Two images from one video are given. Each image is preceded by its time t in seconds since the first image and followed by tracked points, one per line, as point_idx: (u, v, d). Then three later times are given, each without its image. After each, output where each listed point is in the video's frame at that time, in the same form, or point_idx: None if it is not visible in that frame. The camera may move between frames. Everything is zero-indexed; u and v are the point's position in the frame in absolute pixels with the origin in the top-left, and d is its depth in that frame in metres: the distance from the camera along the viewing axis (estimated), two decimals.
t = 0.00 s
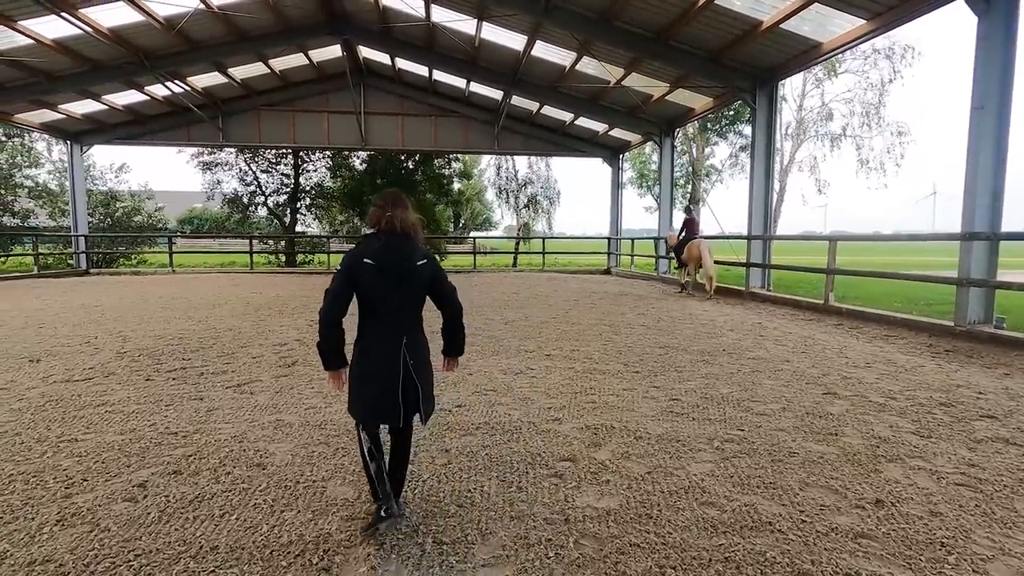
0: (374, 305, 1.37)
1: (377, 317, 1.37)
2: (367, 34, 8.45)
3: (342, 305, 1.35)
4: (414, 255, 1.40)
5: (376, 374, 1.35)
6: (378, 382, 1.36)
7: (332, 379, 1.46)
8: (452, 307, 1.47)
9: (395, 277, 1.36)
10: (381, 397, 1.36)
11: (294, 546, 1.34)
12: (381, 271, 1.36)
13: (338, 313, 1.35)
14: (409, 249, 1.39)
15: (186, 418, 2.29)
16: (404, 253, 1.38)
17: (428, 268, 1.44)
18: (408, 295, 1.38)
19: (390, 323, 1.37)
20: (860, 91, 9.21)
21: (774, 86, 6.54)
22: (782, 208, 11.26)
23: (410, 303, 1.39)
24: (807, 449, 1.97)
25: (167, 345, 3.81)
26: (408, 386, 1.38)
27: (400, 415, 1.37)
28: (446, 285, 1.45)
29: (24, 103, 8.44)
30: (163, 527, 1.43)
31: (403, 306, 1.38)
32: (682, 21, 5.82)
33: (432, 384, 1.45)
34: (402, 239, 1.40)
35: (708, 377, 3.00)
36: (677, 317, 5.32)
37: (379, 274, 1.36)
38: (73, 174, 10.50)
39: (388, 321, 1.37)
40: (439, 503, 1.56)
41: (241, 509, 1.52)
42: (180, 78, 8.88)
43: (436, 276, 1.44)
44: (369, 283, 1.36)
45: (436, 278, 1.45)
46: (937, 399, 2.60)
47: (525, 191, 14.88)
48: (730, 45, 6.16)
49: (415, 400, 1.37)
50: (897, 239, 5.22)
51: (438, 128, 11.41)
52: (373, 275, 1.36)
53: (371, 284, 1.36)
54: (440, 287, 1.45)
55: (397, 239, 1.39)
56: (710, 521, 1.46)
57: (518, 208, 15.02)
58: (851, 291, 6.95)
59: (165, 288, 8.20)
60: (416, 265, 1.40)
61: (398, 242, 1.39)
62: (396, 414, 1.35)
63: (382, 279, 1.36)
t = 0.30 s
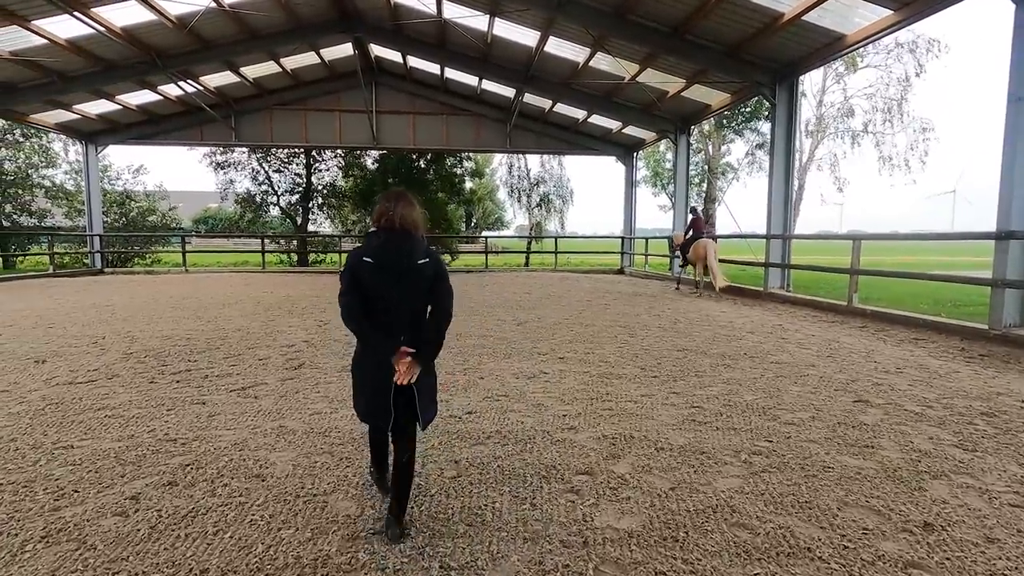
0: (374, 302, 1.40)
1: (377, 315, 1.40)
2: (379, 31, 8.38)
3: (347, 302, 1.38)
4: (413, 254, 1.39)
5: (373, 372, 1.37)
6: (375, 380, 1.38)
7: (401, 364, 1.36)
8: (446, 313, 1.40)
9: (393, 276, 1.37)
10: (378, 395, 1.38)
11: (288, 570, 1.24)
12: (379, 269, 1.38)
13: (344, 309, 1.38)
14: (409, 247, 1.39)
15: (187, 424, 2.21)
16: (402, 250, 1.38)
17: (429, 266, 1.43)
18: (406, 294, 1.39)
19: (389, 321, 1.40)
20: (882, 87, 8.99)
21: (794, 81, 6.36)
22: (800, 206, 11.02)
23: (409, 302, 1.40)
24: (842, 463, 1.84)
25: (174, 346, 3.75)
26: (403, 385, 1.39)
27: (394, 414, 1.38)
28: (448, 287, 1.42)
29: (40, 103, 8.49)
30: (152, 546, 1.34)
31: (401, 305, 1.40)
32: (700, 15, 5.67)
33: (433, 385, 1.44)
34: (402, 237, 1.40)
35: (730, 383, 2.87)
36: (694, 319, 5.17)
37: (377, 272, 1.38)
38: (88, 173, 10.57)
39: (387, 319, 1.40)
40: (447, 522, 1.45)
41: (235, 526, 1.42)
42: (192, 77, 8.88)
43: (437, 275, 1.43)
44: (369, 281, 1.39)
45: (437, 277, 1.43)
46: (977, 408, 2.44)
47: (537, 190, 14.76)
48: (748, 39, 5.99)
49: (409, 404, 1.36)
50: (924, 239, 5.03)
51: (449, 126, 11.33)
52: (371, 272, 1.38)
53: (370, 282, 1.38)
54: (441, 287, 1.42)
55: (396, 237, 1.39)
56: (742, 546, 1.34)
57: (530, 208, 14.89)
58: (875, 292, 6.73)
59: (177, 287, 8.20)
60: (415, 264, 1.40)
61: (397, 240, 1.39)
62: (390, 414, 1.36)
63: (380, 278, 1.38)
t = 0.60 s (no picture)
0: (369, 317, 1.39)
1: (373, 328, 1.39)
2: (386, 30, 8.31)
3: (340, 317, 1.38)
4: (406, 267, 1.37)
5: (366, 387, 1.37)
6: (368, 394, 1.38)
7: (386, 381, 1.34)
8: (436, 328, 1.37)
9: (385, 290, 1.36)
10: (371, 408, 1.38)
11: None
12: (372, 284, 1.36)
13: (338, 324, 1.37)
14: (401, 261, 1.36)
15: (182, 435, 2.11)
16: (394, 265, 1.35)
17: (424, 279, 1.40)
18: (399, 308, 1.37)
19: (383, 335, 1.39)
20: (898, 85, 8.79)
21: (810, 78, 6.20)
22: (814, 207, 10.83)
23: (402, 317, 1.38)
24: (875, 485, 1.71)
25: (176, 350, 3.67)
26: (396, 399, 1.38)
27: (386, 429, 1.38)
28: (442, 301, 1.39)
29: (48, 103, 8.49)
30: None
31: (394, 319, 1.38)
32: (713, 11, 5.54)
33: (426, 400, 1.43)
34: (395, 250, 1.37)
35: (748, 394, 2.74)
36: (707, 323, 5.03)
37: (370, 286, 1.36)
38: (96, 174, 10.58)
39: (381, 333, 1.39)
40: (450, 552, 1.34)
41: (222, 555, 1.32)
42: (199, 77, 8.85)
43: (432, 288, 1.40)
44: (363, 295, 1.38)
45: (432, 290, 1.40)
46: (1014, 423, 2.30)
47: (545, 190, 14.64)
48: (763, 36, 5.84)
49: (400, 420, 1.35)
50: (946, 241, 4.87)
51: (457, 126, 11.24)
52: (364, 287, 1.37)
53: (364, 297, 1.37)
54: (435, 301, 1.39)
55: (389, 251, 1.37)
56: None
57: (538, 208, 14.77)
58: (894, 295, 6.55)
59: (184, 288, 8.17)
60: (408, 278, 1.37)
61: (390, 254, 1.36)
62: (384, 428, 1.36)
63: (373, 292, 1.36)
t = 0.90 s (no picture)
0: (379, 305, 1.44)
1: (382, 317, 1.44)
2: (393, 23, 8.21)
3: (351, 305, 1.43)
4: (415, 257, 1.42)
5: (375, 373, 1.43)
6: (378, 381, 1.43)
7: (396, 371, 1.40)
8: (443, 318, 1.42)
9: (394, 279, 1.41)
10: (380, 394, 1.44)
11: None
12: (382, 273, 1.41)
13: (349, 312, 1.43)
14: (410, 251, 1.41)
15: (182, 437, 2.03)
16: (404, 255, 1.40)
17: (432, 269, 1.44)
18: (407, 298, 1.42)
19: (392, 323, 1.44)
20: (917, 76, 8.59)
21: (827, 69, 6.03)
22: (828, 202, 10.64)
23: (411, 307, 1.43)
24: (915, 495, 1.61)
25: (180, 347, 3.60)
26: (404, 385, 1.44)
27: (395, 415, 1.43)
28: (448, 290, 1.43)
29: (54, 98, 8.46)
30: None
31: (403, 308, 1.43)
32: None
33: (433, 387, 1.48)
34: (404, 241, 1.42)
35: (769, 395, 2.63)
36: (721, 320, 4.91)
37: (380, 275, 1.41)
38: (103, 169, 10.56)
39: (390, 322, 1.44)
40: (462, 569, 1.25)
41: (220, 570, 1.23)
42: (205, 70, 8.78)
43: (440, 279, 1.44)
44: (373, 285, 1.43)
45: (440, 281, 1.44)
46: None
47: (553, 185, 14.51)
48: (779, 25, 5.69)
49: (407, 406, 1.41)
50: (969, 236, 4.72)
51: (464, 120, 11.13)
52: (374, 276, 1.42)
53: (373, 287, 1.42)
54: (441, 291, 1.44)
55: (398, 241, 1.42)
56: None
57: (546, 203, 14.64)
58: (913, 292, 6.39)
59: (190, 283, 8.13)
60: (416, 267, 1.42)
61: (399, 244, 1.41)
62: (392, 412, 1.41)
63: (383, 282, 1.41)
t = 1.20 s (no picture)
0: (401, 302, 1.39)
1: (404, 315, 1.39)
2: (402, 14, 8.10)
3: (372, 303, 1.37)
4: (437, 252, 1.37)
5: (398, 373, 1.36)
6: (401, 381, 1.38)
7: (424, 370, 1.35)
8: (468, 315, 1.39)
9: (419, 275, 1.36)
10: (405, 394, 1.38)
11: None
12: (404, 269, 1.36)
13: (370, 310, 1.37)
14: (433, 246, 1.37)
15: (189, 441, 1.96)
16: (427, 251, 1.36)
17: (455, 264, 1.40)
18: (431, 295, 1.38)
19: (415, 320, 1.39)
20: (939, 67, 8.38)
21: (849, 59, 5.85)
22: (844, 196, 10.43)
23: (434, 304, 1.39)
24: (967, 511, 1.50)
25: (187, 343, 3.54)
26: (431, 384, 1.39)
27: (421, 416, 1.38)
28: (472, 286, 1.40)
29: (63, 91, 8.43)
30: None
31: (426, 305, 1.39)
32: None
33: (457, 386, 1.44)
34: (425, 236, 1.38)
35: (797, 398, 2.52)
36: (739, 318, 4.79)
37: (403, 271, 1.36)
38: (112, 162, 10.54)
39: (413, 319, 1.39)
40: None
41: None
42: (213, 63, 8.71)
43: (463, 275, 1.40)
44: (395, 281, 1.37)
45: (463, 275, 1.41)
46: None
47: (563, 179, 14.36)
48: (799, 14, 5.52)
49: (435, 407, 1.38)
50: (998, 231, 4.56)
51: (473, 113, 11.01)
52: (396, 272, 1.36)
53: (395, 283, 1.36)
54: (465, 288, 1.40)
55: (420, 237, 1.37)
56: None
57: (556, 197, 14.50)
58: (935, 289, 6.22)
59: (199, 277, 8.09)
60: (440, 262, 1.38)
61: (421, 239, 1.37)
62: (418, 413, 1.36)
63: (406, 278, 1.36)
